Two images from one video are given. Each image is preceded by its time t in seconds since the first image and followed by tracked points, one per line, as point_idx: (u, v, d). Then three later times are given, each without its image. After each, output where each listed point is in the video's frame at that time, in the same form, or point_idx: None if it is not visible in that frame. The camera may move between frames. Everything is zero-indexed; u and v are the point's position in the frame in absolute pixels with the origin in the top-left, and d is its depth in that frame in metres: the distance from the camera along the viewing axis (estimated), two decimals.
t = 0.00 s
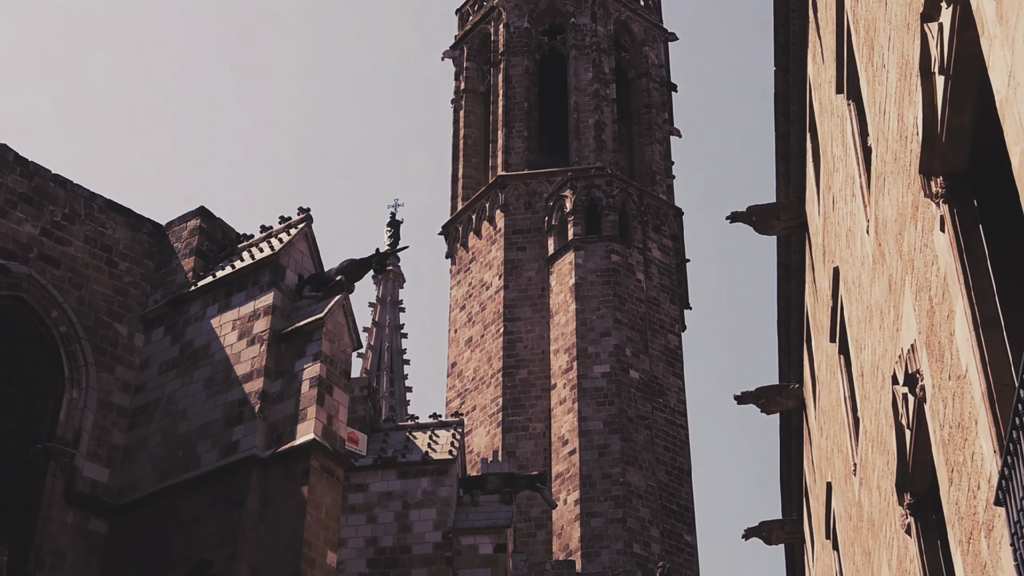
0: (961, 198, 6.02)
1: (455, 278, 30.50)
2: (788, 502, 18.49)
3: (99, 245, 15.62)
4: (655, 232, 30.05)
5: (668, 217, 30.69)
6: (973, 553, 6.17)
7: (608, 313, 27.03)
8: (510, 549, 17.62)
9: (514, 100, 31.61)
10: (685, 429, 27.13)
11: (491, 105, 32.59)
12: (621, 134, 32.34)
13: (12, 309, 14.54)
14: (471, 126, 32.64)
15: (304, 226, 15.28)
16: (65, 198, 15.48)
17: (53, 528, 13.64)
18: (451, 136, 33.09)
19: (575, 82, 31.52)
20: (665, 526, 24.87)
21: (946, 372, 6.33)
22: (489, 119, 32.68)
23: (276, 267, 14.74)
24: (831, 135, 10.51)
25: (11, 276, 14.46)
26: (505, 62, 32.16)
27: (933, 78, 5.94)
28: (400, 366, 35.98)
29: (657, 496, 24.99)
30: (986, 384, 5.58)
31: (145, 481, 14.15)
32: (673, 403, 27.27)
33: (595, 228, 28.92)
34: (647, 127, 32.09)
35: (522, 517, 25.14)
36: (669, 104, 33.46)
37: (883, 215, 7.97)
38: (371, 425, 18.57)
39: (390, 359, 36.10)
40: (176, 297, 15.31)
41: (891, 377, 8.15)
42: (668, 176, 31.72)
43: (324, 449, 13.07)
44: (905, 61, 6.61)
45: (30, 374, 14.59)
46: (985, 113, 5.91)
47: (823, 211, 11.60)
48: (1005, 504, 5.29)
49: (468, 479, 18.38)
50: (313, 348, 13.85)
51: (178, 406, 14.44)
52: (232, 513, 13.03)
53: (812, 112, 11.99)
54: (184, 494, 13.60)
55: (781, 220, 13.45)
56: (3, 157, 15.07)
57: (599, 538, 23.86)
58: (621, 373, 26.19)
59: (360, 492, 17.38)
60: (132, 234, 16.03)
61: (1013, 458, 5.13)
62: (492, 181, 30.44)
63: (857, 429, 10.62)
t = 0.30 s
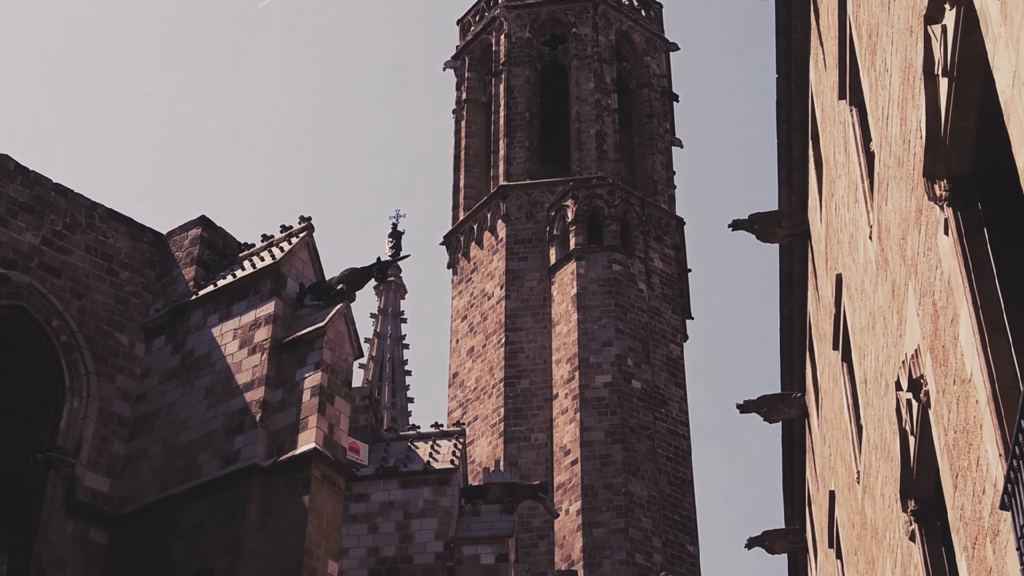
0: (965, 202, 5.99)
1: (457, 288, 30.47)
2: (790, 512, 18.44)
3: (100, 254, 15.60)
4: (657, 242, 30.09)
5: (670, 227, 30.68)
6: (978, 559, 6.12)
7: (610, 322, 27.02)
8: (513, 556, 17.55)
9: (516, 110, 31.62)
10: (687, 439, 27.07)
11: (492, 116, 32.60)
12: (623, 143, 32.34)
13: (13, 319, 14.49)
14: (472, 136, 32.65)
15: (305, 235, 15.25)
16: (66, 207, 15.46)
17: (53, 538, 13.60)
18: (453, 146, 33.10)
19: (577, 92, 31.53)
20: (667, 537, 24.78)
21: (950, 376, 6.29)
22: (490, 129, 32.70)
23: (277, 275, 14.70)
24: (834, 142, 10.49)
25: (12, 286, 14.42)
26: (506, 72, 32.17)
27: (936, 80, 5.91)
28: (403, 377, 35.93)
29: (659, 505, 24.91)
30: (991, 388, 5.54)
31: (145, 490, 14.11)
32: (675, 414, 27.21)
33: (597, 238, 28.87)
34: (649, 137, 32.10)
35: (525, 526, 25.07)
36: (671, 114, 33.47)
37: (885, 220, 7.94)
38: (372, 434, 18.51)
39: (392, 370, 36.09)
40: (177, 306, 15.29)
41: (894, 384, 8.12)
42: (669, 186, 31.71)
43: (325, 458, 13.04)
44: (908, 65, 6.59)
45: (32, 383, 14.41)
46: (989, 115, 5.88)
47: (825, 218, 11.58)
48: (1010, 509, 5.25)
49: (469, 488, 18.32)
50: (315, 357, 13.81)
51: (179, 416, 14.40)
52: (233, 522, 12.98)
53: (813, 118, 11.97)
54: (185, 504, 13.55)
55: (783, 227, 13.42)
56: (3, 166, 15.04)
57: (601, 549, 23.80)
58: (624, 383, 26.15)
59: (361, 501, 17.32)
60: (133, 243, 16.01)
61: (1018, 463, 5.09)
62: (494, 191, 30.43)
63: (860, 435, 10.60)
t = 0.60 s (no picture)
0: (969, 204, 5.96)
1: (459, 298, 30.44)
2: (793, 521, 18.38)
3: (101, 263, 15.57)
4: (658, 252, 30.08)
5: (672, 236, 30.65)
6: (983, 564, 6.08)
7: (612, 332, 26.97)
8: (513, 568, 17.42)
9: (517, 120, 31.60)
10: (688, 449, 27.00)
11: (493, 126, 32.61)
12: (625, 154, 32.32)
13: (13, 328, 14.45)
14: (473, 146, 32.66)
15: (306, 244, 15.23)
16: (66, 216, 15.44)
17: (53, 548, 13.54)
18: (454, 156, 33.09)
19: (578, 102, 31.52)
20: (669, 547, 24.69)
21: (955, 381, 6.25)
22: (492, 139, 32.71)
23: (278, 284, 14.67)
24: (835, 148, 10.46)
25: (12, 294, 14.39)
26: (507, 82, 32.17)
27: (939, 83, 5.88)
28: (404, 389, 35.86)
29: (661, 515, 24.84)
30: (996, 392, 5.50)
31: (145, 500, 14.06)
32: (677, 424, 27.15)
33: (598, 248, 28.82)
34: (650, 147, 32.09)
35: (526, 537, 25.06)
36: (672, 124, 33.47)
37: (888, 225, 7.91)
38: (374, 444, 18.49)
39: (393, 381, 36.05)
40: (177, 314, 15.26)
41: (898, 390, 8.08)
42: (671, 196, 31.69)
43: (325, 466, 12.99)
44: (911, 69, 6.57)
45: (31, 392, 14.39)
46: (993, 117, 5.85)
47: (828, 225, 11.55)
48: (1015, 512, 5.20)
49: (471, 498, 18.31)
50: (315, 365, 13.77)
51: (179, 425, 14.35)
52: (233, 532, 12.94)
53: (815, 125, 11.95)
54: (185, 513, 13.51)
55: (784, 235, 13.39)
56: (4, 175, 15.01)
57: (603, 559, 23.72)
58: (625, 393, 26.05)
59: (363, 511, 17.27)
60: (133, 252, 15.98)
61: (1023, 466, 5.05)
62: (495, 201, 30.41)
63: (863, 444, 10.54)
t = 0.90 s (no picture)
0: (972, 207, 5.92)
1: (460, 309, 30.41)
2: (795, 531, 18.33)
3: (101, 272, 15.54)
4: (659, 262, 30.05)
5: (673, 247, 30.62)
6: (988, 571, 6.03)
7: (613, 342, 26.92)
8: None
9: (518, 130, 31.59)
10: (690, 460, 26.94)
11: (494, 137, 32.61)
12: (625, 164, 32.31)
13: (13, 337, 14.41)
14: (474, 157, 32.65)
15: (307, 253, 15.19)
16: (67, 225, 15.41)
17: (53, 558, 13.49)
18: (455, 167, 33.07)
19: (579, 112, 31.50)
20: (671, 558, 24.61)
21: (958, 386, 6.21)
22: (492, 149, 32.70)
23: (279, 293, 14.64)
24: (838, 155, 10.42)
25: (13, 304, 14.35)
26: (508, 93, 32.16)
27: (942, 85, 5.85)
28: (405, 400, 35.78)
29: (663, 526, 24.75)
30: (1000, 396, 5.46)
31: (146, 510, 14.01)
32: (679, 434, 27.09)
33: (599, 259, 28.77)
34: (651, 158, 32.08)
35: (527, 548, 24.99)
36: (673, 134, 33.45)
37: (891, 230, 7.87)
38: (374, 455, 18.42)
39: (394, 392, 36.01)
40: (178, 324, 15.22)
41: (900, 396, 8.04)
42: (672, 207, 31.66)
43: (326, 476, 12.95)
44: (914, 72, 6.55)
45: (31, 402, 14.35)
46: (997, 119, 5.82)
47: (830, 233, 11.52)
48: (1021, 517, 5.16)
49: (472, 508, 18.30)
50: (315, 375, 13.73)
51: (180, 435, 14.31)
52: (234, 541, 12.88)
53: (817, 133, 11.92)
54: (186, 523, 13.46)
55: (787, 244, 13.36)
56: (4, 184, 14.99)
57: (604, 570, 23.64)
58: (626, 404, 26.00)
59: (364, 521, 17.21)
60: (134, 261, 15.95)
61: None
62: (496, 212, 30.39)
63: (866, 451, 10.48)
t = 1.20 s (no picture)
0: (975, 211, 5.91)
1: (460, 319, 30.39)
2: (797, 542, 18.27)
3: (102, 282, 15.52)
4: (660, 273, 30.02)
5: (674, 257, 30.59)
6: None
7: (614, 353, 26.87)
8: None
9: (519, 141, 31.59)
10: (691, 471, 26.87)
11: (495, 148, 32.61)
12: (626, 175, 32.29)
13: (13, 348, 14.38)
14: (475, 168, 32.65)
15: (307, 262, 15.17)
16: (67, 235, 15.39)
17: (53, 569, 13.44)
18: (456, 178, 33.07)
19: (580, 123, 31.50)
20: (673, 569, 24.53)
21: (962, 392, 6.18)
22: (493, 160, 32.71)
23: (279, 303, 14.62)
24: (840, 163, 10.38)
25: (13, 313, 14.32)
26: (509, 104, 32.17)
27: (945, 89, 5.84)
28: (405, 411, 35.76)
29: (665, 537, 24.68)
30: (1004, 399, 5.42)
31: (146, 520, 13.97)
32: (680, 445, 27.03)
33: (600, 270, 28.74)
34: (652, 169, 32.06)
35: (529, 559, 24.92)
36: (674, 145, 33.45)
37: (893, 237, 7.84)
38: (375, 465, 18.38)
39: (395, 403, 35.96)
40: (178, 334, 15.20)
41: (903, 403, 8.01)
42: (673, 218, 31.64)
43: (326, 486, 12.91)
44: (916, 78, 6.54)
45: (31, 413, 14.32)
46: (1000, 123, 5.80)
47: (831, 241, 11.50)
48: None
49: (473, 519, 18.26)
50: (316, 385, 13.69)
51: (180, 445, 14.27)
52: (234, 551, 12.84)
53: (819, 141, 11.90)
54: (186, 533, 13.42)
55: (789, 252, 13.33)
56: (5, 195, 14.98)
57: None
58: (628, 415, 25.95)
59: (365, 532, 17.15)
60: (134, 271, 15.94)
61: None
62: (497, 223, 30.38)
63: (869, 460, 10.44)
